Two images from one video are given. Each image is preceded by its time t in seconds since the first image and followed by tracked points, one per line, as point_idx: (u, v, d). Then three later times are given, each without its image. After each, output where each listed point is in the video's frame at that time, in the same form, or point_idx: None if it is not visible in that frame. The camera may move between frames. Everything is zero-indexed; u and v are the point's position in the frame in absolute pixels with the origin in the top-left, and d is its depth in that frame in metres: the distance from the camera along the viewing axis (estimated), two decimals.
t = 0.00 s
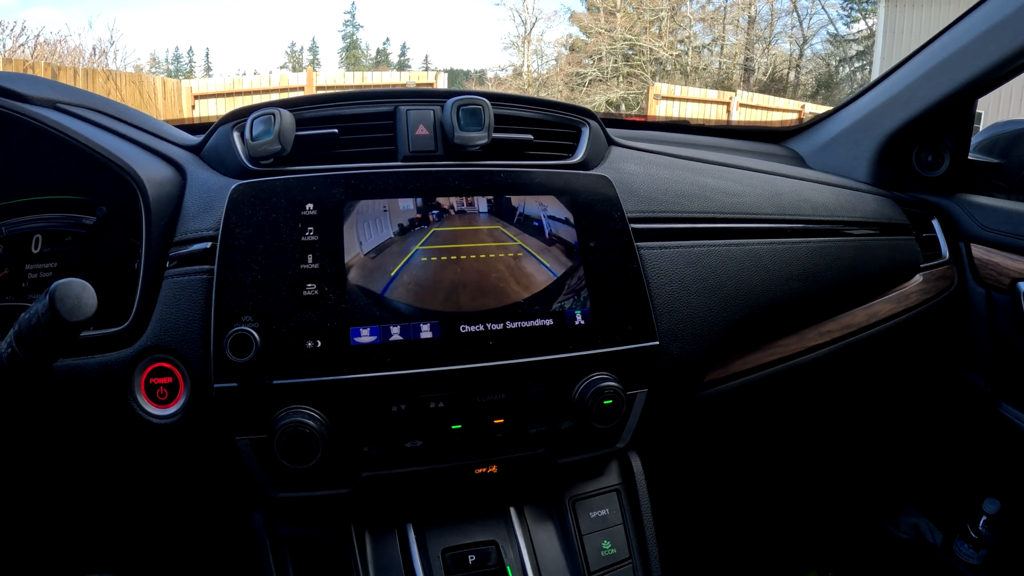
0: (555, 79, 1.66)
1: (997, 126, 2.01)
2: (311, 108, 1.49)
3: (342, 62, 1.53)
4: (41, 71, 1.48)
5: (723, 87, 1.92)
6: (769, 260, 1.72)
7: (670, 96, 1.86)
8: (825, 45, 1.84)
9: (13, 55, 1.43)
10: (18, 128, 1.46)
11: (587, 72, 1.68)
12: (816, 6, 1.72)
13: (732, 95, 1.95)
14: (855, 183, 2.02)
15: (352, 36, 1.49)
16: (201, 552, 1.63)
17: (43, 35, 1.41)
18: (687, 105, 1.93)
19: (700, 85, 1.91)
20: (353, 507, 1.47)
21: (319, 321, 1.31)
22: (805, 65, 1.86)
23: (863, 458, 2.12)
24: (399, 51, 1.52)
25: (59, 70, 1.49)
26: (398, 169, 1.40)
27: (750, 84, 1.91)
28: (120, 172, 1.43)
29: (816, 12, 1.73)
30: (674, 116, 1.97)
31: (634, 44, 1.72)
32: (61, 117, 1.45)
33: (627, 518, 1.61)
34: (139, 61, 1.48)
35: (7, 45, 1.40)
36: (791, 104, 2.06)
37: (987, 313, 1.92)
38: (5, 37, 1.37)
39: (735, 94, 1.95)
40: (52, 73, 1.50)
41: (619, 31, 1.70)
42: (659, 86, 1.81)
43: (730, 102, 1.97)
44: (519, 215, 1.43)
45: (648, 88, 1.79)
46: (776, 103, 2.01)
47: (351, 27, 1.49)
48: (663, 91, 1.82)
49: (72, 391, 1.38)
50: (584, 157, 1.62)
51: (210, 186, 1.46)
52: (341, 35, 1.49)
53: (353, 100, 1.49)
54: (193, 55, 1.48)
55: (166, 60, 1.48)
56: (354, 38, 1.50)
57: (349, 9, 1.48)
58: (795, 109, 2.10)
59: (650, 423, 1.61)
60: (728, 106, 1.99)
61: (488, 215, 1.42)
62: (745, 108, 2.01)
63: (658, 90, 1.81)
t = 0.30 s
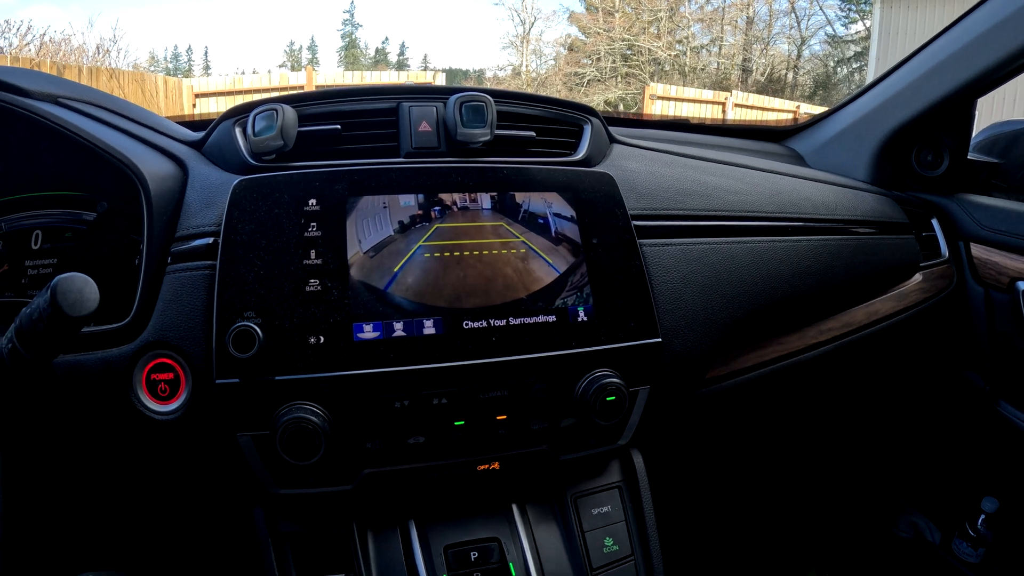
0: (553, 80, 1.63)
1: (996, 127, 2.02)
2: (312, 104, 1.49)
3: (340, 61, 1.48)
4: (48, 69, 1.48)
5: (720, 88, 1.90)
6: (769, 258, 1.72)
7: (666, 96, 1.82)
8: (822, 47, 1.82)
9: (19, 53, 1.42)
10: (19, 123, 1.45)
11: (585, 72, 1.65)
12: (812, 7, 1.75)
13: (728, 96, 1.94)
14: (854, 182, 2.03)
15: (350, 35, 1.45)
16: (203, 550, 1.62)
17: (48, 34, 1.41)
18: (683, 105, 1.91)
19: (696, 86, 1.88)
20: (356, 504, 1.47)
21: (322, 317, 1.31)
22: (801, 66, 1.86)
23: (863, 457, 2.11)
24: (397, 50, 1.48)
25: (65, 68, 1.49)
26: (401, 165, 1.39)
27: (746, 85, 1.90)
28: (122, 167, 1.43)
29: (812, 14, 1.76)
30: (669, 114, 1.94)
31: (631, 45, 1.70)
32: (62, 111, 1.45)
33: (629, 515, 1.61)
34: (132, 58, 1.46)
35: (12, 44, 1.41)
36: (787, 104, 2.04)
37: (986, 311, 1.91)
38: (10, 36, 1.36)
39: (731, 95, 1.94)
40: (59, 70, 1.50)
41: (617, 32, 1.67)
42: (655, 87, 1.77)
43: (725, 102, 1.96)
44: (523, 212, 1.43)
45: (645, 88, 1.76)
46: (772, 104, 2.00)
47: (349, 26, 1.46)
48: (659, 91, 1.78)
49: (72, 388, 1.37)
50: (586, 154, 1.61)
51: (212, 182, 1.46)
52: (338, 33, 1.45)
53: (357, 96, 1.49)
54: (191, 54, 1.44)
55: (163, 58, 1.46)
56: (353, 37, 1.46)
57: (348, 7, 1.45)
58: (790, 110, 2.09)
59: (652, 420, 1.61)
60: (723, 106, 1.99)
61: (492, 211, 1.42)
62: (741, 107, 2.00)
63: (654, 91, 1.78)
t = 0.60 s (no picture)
0: (552, 79, 1.55)
1: (994, 127, 2.02)
2: (315, 100, 1.50)
3: (339, 60, 1.42)
4: (53, 68, 1.40)
5: (717, 88, 1.81)
6: (769, 256, 1.73)
7: (662, 96, 1.74)
8: (820, 47, 1.78)
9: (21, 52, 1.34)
10: (19, 118, 1.44)
11: (584, 72, 1.56)
12: (811, 7, 1.69)
13: (723, 96, 1.85)
14: (853, 181, 2.03)
15: (350, 34, 1.38)
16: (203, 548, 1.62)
17: (54, 31, 1.31)
18: (678, 104, 1.83)
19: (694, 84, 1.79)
20: (357, 500, 1.47)
21: (324, 313, 1.31)
22: (801, 66, 1.80)
23: (862, 455, 2.11)
24: (397, 50, 1.41)
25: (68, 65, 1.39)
26: (403, 161, 1.39)
27: (745, 84, 1.80)
28: (125, 163, 1.43)
29: (812, 14, 1.70)
30: (664, 112, 1.87)
31: (631, 44, 1.58)
32: (64, 107, 1.45)
33: (630, 512, 1.61)
34: (136, 57, 1.36)
35: (15, 41, 1.31)
36: (782, 105, 1.97)
37: (985, 310, 1.91)
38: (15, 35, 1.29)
39: (726, 96, 1.85)
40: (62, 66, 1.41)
41: (616, 31, 1.55)
42: (651, 86, 1.67)
43: (720, 102, 1.87)
44: (527, 211, 1.43)
45: (643, 87, 1.66)
46: (767, 104, 1.93)
47: (347, 23, 1.38)
48: (655, 91, 1.70)
49: (73, 383, 1.37)
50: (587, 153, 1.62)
51: (213, 177, 1.46)
52: (338, 32, 1.37)
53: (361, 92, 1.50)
54: (191, 52, 1.36)
55: (163, 57, 1.37)
56: (352, 35, 1.38)
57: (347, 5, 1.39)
58: (785, 110, 2.01)
59: (652, 418, 1.61)
60: (718, 106, 1.89)
61: (495, 209, 1.42)
62: (736, 107, 1.91)
63: (649, 91, 1.69)
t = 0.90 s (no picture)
0: (552, 79, 1.59)
1: (993, 129, 2.03)
2: (315, 101, 1.51)
3: (340, 59, 1.45)
4: (59, 66, 1.40)
5: (716, 88, 1.82)
6: (767, 258, 1.74)
7: (658, 96, 1.76)
8: (819, 48, 1.77)
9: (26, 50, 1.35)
10: (19, 117, 1.45)
11: (584, 72, 1.60)
12: (810, 7, 1.68)
13: (719, 96, 1.86)
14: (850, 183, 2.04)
15: (349, 33, 1.42)
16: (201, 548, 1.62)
17: (60, 31, 1.31)
18: (675, 104, 1.84)
19: (692, 84, 1.80)
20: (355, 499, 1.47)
21: (323, 313, 1.32)
22: (800, 67, 1.81)
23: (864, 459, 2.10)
24: (397, 48, 1.44)
25: (74, 64, 1.39)
26: (403, 161, 1.40)
27: (744, 85, 1.82)
28: (125, 164, 1.44)
29: (811, 14, 1.69)
30: (662, 113, 1.88)
31: (631, 44, 1.60)
32: (64, 107, 1.45)
33: (626, 512, 1.62)
34: (138, 55, 1.37)
35: (22, 40, 1.32)
36: (778, 104, 1.98)
37: (982, 311, 1.91)
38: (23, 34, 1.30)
39: (722, 96, 1.86)
40: (67, 67, 1.41)
41: (616, 32, 1.58)
42: (647, 87, 1.71)
43: (716, 103, 1.88)
44: (527, 213, 1.44)
45: (640, 88, 1.70)
46: (762, 104, 1.94)
47: (348, 23, 1.43)
48: (650, 91, 1.73)
49: (74, 382, 1.38)
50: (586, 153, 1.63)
51: (213, 177, 1.47)
52: (338, 31, 1.41)
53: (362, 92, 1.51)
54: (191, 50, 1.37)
55: (162, 54, 1.38)
56: (352, 34, 1.42)
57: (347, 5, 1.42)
58: (781, 110, 2.03)
59: (650, 418, 1.62)
60: (714, 106, 1.90)
61: (494, 209, 1.43)
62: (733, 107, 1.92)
63: (646, 91, 1.72)
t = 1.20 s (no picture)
0: (552, 79, 1.56)
1: (993, 129, 2.00)
2: (314, 97, 1.50)
3: (340, 59, 1.45)
4: (66, 66, 1.42)
5: (716, 87, 1.80)
6: (767, 257, 1.73)
7: (656, 96, 1.73)
8: (819, 49, 1.76)
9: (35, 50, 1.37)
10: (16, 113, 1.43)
11: (584, 72, 1.57)
12: (810, 9, 1.67)
13: (716, 97, 1.84)
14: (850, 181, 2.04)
15: (350, 32, 1.41)
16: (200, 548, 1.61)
17: (67, 30, 1.33)
18: (671, 104, 1.82)
19: (692, 85, 1.77)
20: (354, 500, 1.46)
21: (322, 310, 1.31)
22: (800, 68, 1.80)
23: (866, 459, 2.06)
24: (397, 49, 1.42)
25: (80, 64, 1.41)
26: (403, 158, 1.38)
27: (744, 87, 1.81)
28: (124, 160, 1.43)
29: (811, 16, 1.68)
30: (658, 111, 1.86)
31: (631, 45, 1.56)
32: (62, 102, 1.44)
33: (627, 512, 1.61)
34: (140, 54, 1.39)
35: (30, 39, 1.35)
36: (774, 105, 1.94)
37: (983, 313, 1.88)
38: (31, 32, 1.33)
39: (719, 97, 1.84)
40: (74, 66, 1.43)
41: (616, 32, 1.53)
42: (644, 87, 1.67)
43: (713, 103, 1.86)
44: (530, 211, 1.43)
45: (638, 87, 1.66)
46: (759, 105, 1.91)
47: (348, 22, 1.42)
48: (648, 91, 1.69)
49: (72, 379, 1.37)
50: (587, 151, 1.63)
51: (212, 174, 1.46)
52: (338, 31, 1.41)
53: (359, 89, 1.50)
54: (191, 49, 1.38)
55: (163, 53, 1.40)
56: (352, 34, 1.42)
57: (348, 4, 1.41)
58: (778, 111, 1.99)
59: (650, 418, 1.61)
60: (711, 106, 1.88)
61: (495, 206, 1.42)
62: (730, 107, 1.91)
63: (642, 92, 1.68)
